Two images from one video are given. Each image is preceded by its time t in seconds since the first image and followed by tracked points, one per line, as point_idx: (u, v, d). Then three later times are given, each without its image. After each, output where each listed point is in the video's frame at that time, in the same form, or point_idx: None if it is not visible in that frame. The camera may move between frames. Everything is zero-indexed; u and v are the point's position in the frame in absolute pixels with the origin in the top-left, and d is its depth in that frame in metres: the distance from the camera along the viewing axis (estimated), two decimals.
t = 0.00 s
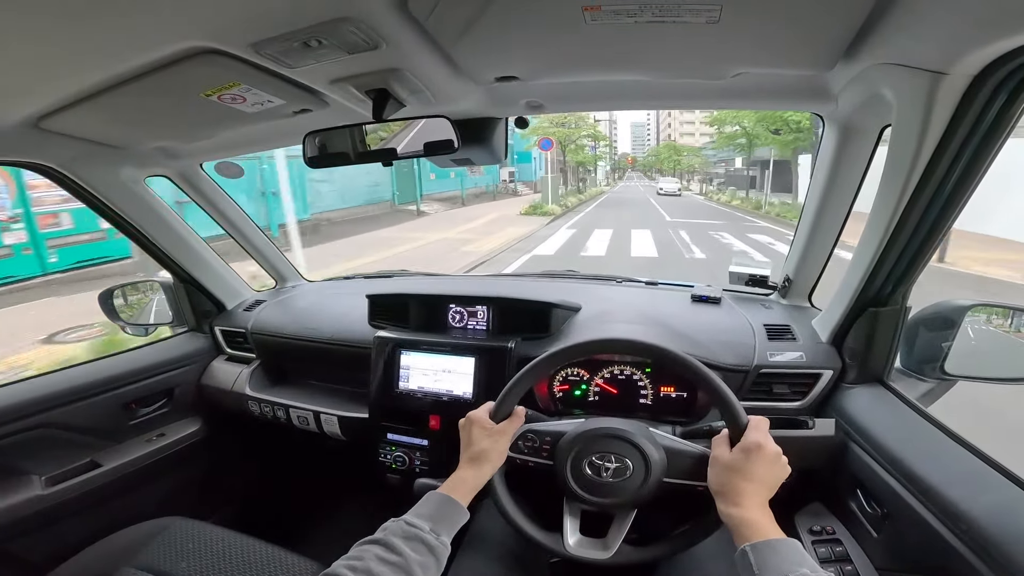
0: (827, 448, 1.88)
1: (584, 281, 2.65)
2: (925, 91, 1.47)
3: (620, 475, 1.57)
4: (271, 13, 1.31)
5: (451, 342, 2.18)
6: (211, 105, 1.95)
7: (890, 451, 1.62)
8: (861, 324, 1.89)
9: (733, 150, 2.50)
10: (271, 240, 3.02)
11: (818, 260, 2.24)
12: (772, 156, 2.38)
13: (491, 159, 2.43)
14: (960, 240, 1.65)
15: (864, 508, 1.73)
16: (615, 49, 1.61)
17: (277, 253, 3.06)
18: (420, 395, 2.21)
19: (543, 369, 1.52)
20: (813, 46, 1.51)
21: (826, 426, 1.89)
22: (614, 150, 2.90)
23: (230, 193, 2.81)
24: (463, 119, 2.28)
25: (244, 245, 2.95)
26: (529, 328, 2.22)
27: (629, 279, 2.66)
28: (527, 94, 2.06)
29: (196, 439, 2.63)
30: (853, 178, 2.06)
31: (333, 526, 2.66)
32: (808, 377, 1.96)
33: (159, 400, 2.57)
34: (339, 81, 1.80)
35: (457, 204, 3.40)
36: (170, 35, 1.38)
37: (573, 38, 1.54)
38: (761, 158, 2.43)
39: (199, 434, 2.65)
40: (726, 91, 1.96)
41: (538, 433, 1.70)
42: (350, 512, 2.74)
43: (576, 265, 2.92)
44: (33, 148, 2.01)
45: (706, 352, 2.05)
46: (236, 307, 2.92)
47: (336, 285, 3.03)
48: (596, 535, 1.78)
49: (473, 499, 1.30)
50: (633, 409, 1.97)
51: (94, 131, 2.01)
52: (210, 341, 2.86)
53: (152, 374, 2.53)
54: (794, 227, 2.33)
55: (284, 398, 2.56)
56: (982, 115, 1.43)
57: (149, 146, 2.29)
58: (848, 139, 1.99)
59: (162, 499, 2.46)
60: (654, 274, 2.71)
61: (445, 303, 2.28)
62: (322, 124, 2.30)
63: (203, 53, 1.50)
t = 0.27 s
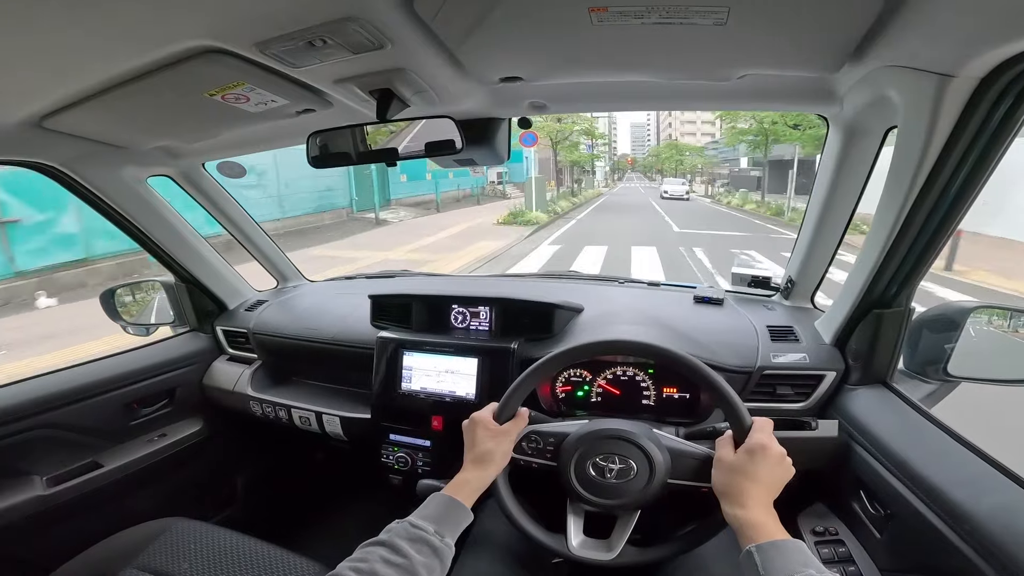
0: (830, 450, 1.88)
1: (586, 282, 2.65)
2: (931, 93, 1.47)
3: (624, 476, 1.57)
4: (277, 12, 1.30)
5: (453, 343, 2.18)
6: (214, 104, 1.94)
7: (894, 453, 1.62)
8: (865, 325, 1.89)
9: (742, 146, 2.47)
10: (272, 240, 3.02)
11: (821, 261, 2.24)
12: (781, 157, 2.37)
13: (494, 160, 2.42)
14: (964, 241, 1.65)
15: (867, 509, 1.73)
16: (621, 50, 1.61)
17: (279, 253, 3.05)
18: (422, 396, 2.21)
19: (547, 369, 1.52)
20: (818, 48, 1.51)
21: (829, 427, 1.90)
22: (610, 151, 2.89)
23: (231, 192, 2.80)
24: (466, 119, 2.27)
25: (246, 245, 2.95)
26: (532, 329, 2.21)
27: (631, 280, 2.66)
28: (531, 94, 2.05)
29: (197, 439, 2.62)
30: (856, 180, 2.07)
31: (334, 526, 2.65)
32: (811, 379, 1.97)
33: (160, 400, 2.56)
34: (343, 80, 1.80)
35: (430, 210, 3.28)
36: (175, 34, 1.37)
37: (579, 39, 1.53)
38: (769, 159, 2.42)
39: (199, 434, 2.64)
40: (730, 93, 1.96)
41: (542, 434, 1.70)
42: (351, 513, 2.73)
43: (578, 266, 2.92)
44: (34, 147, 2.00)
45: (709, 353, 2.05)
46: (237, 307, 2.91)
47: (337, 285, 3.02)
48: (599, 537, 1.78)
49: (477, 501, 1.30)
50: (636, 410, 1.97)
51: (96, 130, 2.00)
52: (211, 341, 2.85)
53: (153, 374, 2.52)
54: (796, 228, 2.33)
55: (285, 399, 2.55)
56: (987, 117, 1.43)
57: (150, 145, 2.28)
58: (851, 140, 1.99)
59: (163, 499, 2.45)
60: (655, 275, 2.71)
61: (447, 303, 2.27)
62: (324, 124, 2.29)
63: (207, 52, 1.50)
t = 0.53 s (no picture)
0: (828, 451, 1.89)
1: (585, 283, 2.66)
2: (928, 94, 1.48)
3: (622, 476, 1.58)
4: (277, 13, 1.31)
5: (452, 344, 2.18)
6: (214, 105, 1.94)
7: (891, 453, 1.63)
8: (863, 326, 1.90)
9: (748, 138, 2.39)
10: (272, 240, 3.02)
11: (819, 262, 2.25)
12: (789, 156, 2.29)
13: (493, 160, 2.43)
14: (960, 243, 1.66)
15: (864, 509, 1.74)
16: (619, 52, 1.62)
17: (278, 253, 3.06)
18: (421, 396, 2.21)
19: (546, 370, 1.52)
20: (816, 49, 1.51)
21: (826, 427, 1.90)
22: (609, 149, 2.90)
23: (231, 193, 2.81)
24: (466, 120, 2.28)
25: (246, 245, 2.95)
26: (531, 329, 2.22)
27: (630, 281, 2.66)
28: (530, 96, 2.06)
29: (195, 439, 2.62)
30: (854, 181, 2.07)
31: (332, 526, 2.65)
32: (808, 379, 1.97)
33: (159, 400, 2.56)
34: (343, 81, 1.80)
35: (396, 218, 3.30)
36: (176, 35, 1.38)
37: (578, 41, 1.54)
38: (775, 157, 2.34)
39: (198, 434, 2.64)
40: (728, 94, 1.97)
41: (540, 434, 1.70)
42: (350, 512, 2.74)
43: (577, 266, 2.93)
44: (35, 147, 2.01)
45: (707, 354, 2.05)
46: (237, 307, 2.92)
47: (336, 286, 3.03)
48: (597, 536, 1.78)
49: (475, 501, 1.30)
50: (635, 410, 1.97)
51: (97, 130, 2.01)
52: (210, 341, 2.85)
53: (152, 374, 2.52)
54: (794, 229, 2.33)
55: (284, 399, 2.55)
56: (984, 119, 1.44)
57: (150, 146, 2.29)
58: (849, 142, 2.00)
59: (162, 499, 2.45)
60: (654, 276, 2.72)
61: (447, 304, 2.28)
62: (325, 125, 2.30)
63: (207, 52, 1.50)
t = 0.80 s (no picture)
0: (825, 452, 1.89)
1: (583, 285, 2.66)
2: (922, 96, 1.49)
3: (619, 477, 1.58)
4: (274, 16, 1.32)
5: (450, 345, 2.18)
6: (212, 107, 1.95)
7: (887, 454, 1.63)
8: (860, 327, 1.90)
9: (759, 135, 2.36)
10: (271, 242, 3.03)
11: (817, 263, 2.25)
12: (797, 154, 2.27)
13: (491, 162, 2.44)
14: (956, 245, 1.66)
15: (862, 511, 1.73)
16: (615, 54, 1.63)
17: (277, 255, 3.06)
18: (419, 398, 2.22)
19: (542, 371, 1.53)
20: (811, 51, 1.52)
21: (824, 429, 1.90)
22: (607, 151, 2.89)
23: (231, 195, 2.82)
24: (464, 122, 2.29)
25: (245, 247, 2.96)
26: (529, 330, 2.22)
27: (629, 282, 2.67)
28: (528, 98, 2.07)
29: (194, 440, 2.63)
30: (851, 183, 2.08)
31: (330, 527, 2.66)
32: (806, 381, 1.97)
33: (158, 401, 2.56)
34: (341, 84, 1.81)
35: (344, 229, 3.20)
36: (174, 38, 1.39)
37: (574, 43, 1.55)
38: (784, 156, 2.32)
39: (197, 435, 2.65)
40: (725, 96, 1.97)
41: (537, 435, 1.70)
42: (349, 514, 2.74)
43: (575, 268, 2.93)
44: (34, 149, 2.01)
45: (704, 355, 2.05)
46: (235, 308, 2.93)
47: (335, 287, 3.03)
48: (594, 538, 1.78)
49: (472, 502, 1.31)
50: (632, 412, 1.98)
51: (96, 132, 2.01)
52: (209, 343, 2.85)
53: (151, 375, 2.53)
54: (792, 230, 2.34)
55: (283, 400, 2.55)
56: (980, 119, 1.44)
57: (149, 147, 2.30)
58: (846, 144, 2.00)
59: (160, 500, 2.46)
60: (653, 278, 2.72)
61: (445, 305, 2.28)
62: (323, 127, 2.31)
63: (205, 55, 1.51)
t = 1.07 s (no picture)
0: (823, 451, 1.89)
1: (582, 284, 2.67)
2: (917, 96, 1.50)
3: (618, 475, 1.58)
4: (272, 17, 1.32)
5: (449, 345, 2.19)
6: (212, 108, 1.96)
7: (885, 452, 1.63)
8: (857, 326, 1.91)
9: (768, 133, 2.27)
10: (270, 242, 3.04)
11: (815, 263, 2.26)
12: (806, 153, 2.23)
13: (490, 161, 2.44)
14: (952, 244, 1.67)
15: (860, 509, 1.74)
16: (613, 54, 1.63)
17: (276, 255, 3.07)
18: (418, 397, 2.22)
19: (541, 371, 1.53)
20: (806, 51, 1.53)
21: (822, 427, 1.91)
22: (606, 150, 2.89)
23: (230, 195, 2.83)
24: (463, 123, 2.29)
25: (245, 247, 2.96)
26: (528, 330, 2.23)
27: (628, 282, 2.67)
28: (526, 98, 2.08)
29: (194, 440, 2.63)
30: (848, 182, 2.08)
31: (330, 527, 2.66)
32: (804, 380, 1.98)
33: (158, 401, 2.57)
34: (340, 84, 1.82)
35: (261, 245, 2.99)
36: (173, 38, 1.40)
37: (571, 43, 1.56)
38: (794, 155, 2.26)
39: (197, 435, 2.65)
40: (723, 96, 1.98)
41: (536, 434, 1.70)
42: (349, 513, 2.74)
43: (575, 268, 2.94)
44: (33, 150, 2.02)
45: (703, 354, 2.06)
46: (235, 309, 2.93)
47: (335, 287, 3.04)
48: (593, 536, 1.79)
49: (471, 501, 1.31)
50: (631, 411, 1.98)
51: (95, 132, 2.02)
52: (209, 343, 2.86)
53: (151, 375, 2.53)
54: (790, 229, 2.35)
55: (283, 400, 2.56)
56: (976, 117, 1.45)
57: (148, 148, 2.30)
58: (843, 143, 2.01)
59: (160, 500, 2.46)
60: (652, 277, 2.73)
61: (444, 305, 2.29)
62: (322, 127, 2.32)
63: (204, 56, 1.52)
